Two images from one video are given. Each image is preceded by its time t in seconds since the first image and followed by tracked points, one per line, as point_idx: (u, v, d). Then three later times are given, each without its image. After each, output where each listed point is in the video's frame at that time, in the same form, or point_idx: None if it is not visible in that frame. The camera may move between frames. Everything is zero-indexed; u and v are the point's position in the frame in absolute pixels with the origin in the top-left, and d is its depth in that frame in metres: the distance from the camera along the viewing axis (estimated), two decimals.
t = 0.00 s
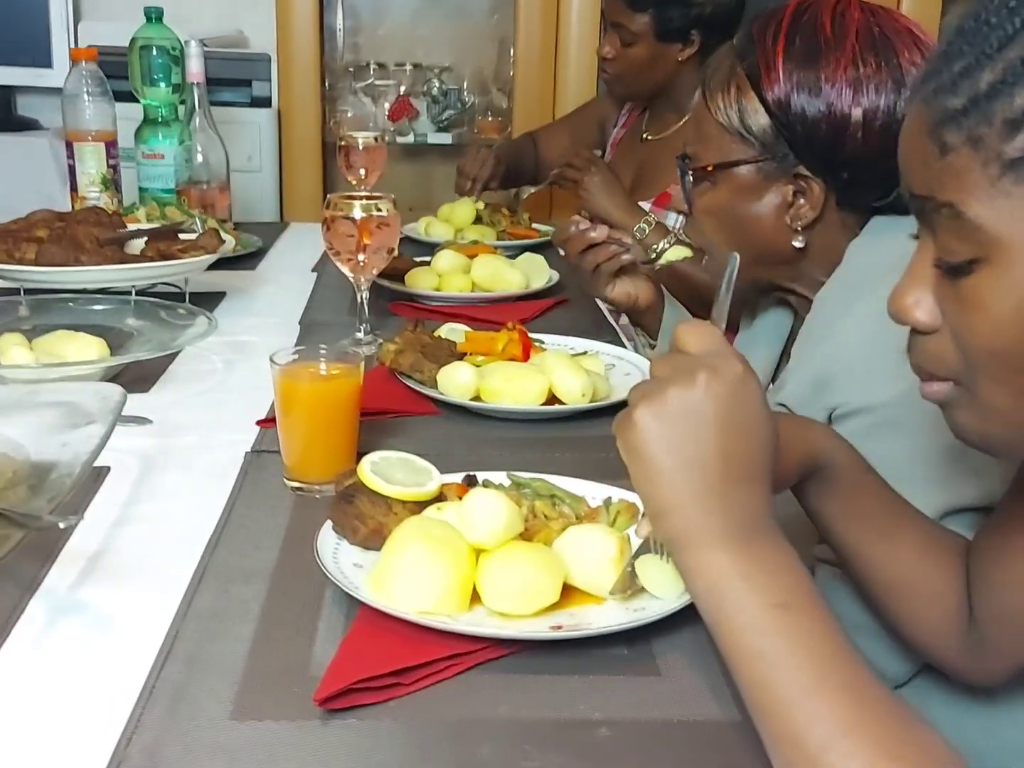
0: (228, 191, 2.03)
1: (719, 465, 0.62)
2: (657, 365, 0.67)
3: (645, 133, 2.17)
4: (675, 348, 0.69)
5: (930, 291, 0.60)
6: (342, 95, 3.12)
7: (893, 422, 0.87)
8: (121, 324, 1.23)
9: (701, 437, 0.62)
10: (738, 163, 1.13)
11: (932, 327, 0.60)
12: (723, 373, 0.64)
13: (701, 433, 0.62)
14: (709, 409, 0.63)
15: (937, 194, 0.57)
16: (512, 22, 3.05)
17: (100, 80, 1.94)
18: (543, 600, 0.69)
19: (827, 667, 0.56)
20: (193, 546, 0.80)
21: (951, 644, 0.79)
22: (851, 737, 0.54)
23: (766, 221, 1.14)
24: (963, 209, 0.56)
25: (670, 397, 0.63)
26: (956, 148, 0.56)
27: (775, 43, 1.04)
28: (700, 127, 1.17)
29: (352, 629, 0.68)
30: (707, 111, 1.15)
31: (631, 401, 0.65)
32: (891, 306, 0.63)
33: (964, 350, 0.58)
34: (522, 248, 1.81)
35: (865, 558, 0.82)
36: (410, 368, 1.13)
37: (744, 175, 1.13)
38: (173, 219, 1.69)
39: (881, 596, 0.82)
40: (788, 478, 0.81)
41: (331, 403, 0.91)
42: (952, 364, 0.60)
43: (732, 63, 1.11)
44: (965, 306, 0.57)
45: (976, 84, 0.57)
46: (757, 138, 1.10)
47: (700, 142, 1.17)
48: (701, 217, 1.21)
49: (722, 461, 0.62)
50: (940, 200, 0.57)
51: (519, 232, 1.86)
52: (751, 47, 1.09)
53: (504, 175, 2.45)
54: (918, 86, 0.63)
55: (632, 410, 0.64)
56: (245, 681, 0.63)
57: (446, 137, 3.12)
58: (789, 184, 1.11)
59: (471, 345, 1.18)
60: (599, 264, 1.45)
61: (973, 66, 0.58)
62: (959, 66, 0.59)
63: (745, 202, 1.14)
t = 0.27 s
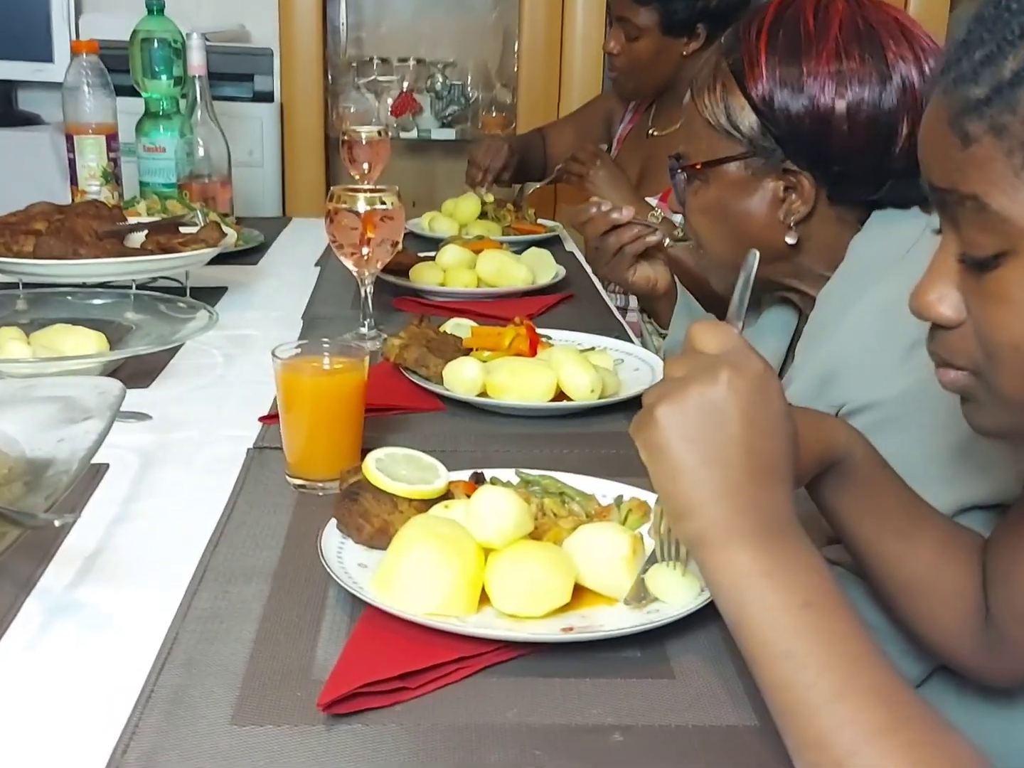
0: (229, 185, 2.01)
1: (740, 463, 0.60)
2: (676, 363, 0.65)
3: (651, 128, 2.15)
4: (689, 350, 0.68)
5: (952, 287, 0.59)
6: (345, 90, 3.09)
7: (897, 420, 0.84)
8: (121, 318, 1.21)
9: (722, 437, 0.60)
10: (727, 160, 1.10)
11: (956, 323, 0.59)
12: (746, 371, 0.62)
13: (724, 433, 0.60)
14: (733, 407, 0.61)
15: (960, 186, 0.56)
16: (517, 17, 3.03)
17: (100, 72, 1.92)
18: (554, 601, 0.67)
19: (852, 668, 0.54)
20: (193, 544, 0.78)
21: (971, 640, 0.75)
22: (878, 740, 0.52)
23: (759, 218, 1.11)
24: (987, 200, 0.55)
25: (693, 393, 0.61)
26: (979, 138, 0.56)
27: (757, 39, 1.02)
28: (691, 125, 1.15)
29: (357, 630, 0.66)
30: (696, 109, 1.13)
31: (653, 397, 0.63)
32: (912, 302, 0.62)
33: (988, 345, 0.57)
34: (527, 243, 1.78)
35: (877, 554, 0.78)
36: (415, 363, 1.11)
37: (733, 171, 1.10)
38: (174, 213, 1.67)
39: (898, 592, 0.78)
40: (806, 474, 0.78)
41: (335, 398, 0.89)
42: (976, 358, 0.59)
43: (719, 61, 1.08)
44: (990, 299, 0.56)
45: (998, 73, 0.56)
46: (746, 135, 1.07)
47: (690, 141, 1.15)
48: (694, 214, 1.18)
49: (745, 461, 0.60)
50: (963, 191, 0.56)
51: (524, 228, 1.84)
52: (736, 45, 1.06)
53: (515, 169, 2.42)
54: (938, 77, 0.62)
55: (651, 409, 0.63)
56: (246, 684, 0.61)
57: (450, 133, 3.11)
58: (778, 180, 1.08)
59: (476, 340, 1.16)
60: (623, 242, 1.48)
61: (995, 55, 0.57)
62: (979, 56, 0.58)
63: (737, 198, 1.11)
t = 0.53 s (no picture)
0: (231, 178, 1.99)
1: (748, 466, 0.58)
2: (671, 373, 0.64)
3: (656, 121, 2.13)
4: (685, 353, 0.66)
5: (978, 278, 0.57)
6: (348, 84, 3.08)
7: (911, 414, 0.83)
8: (121, 310, 1.20)
9: (727, 441, 0.59)
10: (749, 157, 1.08)
11: (982, 314, 0.57)
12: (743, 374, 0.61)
13: (726, 437, 0.59)
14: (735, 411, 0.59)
15: (987, 172, 0.55)
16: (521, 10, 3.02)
17: (102, 64, 1.90)
18: (563, 599, 0.66)
19: (870, 670, 0.53)
20: (194, 539, 0.76)
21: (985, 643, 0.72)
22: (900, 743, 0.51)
23: (786, 211, 1.09)
24: (1013, 186, 0.53)
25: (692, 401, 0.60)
26: (1006, 122, 0.54)
27: (769, 30, 1.01)
28: (705, 126, 1.14)
29: (361, 628, 0.64)
30: (711, 109, 1.11)
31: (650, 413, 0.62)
32: (935, 291, 0.60)
33: (1014, 336, 0.56)
34: (532, 237, 1.77)
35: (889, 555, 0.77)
36: (419, 357, 1.09)
37: (755, 167, 1.08)
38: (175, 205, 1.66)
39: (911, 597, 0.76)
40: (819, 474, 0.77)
41: (339, 391, 0.87)
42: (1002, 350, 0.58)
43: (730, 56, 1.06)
44: (1016, 288, 0.54)
45: None
46: (766, 128, 1.05)
47: (706, 141, 1.14)
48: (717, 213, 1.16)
49: (749, 461, 0.58)
50: (990, 178, 0.54)
51: (529, 221, 1.82)
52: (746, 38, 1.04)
53: (506, 161, 2.41)
54: (962, 59, 0.60)
55: (654, 415, 0.61)
56: (248, 682, 0.60)
57: (454, 127, 3.08)
58: (804, 169, 1.06)
59: (482, 333, 1.14)
60: (599, 253, 1.41)
61: (1021, 37, 0.55)
62: (1005, 37, 0.56)
63: (762, 193, 1.09)
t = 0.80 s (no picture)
0: (235, 173, 1.99)
1: (685, 479, 0.51)
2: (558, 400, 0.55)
3: (660, 116, 2.12)
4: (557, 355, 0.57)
5: (994, 256, 0.56)
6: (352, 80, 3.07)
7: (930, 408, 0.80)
8: (123, 306, 1.19)
9: (648, 467, 0.51)
10: (796, 164, 0.98)
11: (995, 292, 0.56)
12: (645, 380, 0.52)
13: (646, 462, 0.51)
14: (646, 435, 0.51)
15: (1008, 149, 0.54)
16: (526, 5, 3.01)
17: (105, 59, 1.89)
18: (568, 598, 0.65)
19: (858, 674, 0.48)
20: (195, 536, 0.76)
21: (1004, 649, 0.69)
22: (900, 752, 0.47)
23: (839, 214, 0.99)
24: None
25: (593, 435, 0.52)
26: None
27: (809, 25, 0.92)
28: (737, 131, 1.02)
29: (364, 626, 0.63)
30: (746, 114, 1.00)
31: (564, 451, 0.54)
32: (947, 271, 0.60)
33: None
34: (537, 232, 1.76)
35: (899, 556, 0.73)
36: (423, 352, 1.09)
37: (805, 172, 0.98)
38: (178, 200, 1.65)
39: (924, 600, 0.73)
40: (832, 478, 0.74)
41: (343, 387, 0.86)
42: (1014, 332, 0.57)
43: (768, 55, 0.96)
44: None
45: None
46: (813, 129, 0.96)
47: (739, 149, 1.02)
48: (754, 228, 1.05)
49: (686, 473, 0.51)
50: (1011, 154, 0.54)
51: (534, 217, 1.81)
52: (781, 33, 0.95)
53: (503, 158, 2.41)
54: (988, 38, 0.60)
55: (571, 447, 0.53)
56: (250, 681, 0.59)
57: (458, 123, 3.03)
58: (856, 169, 0.97)
59: (487, 329, 1.13)
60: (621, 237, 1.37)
61: None
62: None
63: (811, 200, 0.99)
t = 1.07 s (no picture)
0: (233, 168, 1.98)
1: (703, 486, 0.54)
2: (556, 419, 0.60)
3: (658, 110, 2.12)
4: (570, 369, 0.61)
5: (961, 242, 0.56)
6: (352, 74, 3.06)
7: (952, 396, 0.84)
8: (120, 299, 1.19)
9: (645, 482, 0.56)
10: (840, 152, 1.02)
11: (961, 281, 0.56)
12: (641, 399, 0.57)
13: (638, 475, 0.56)
14: (638, 450, 0.55)
15: (979, 134, 0.53)
16: None
17: (103, 52, 1.89)
18: (560, 590, 0.65)
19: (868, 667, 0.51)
20: (190, 528, 0.76)
21: None
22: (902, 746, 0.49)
23: (877, 201, 1.04)
24: (1005, 149, 0.52)
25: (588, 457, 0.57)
26: (1003, 83, 0.53)
27: (862, 13, 0.97)
28: (779, 115, 1.05)
29: (356, 618, 0.63)
30: (791, 98, 1.03)
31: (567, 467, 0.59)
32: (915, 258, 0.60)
33: (997, 307, 0.55)
34: (535, 226, 1.75)
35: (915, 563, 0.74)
36: (420, 346, 1.08)
37: (850, 161, 1.02)
38: (176, 194, 1.65)
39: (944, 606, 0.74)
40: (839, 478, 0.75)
41: (339, 379, 0.86)
42: (983, 322, 0.57)
43: (816, 40, 1.00)
44: (1000, 254, 0.53)
45: None
46: (858, 116, 1.00)
47: (779, 134, 1.05)
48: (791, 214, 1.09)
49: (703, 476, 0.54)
50: (982, 140, 0.53)
51: (533, 211, 1.81)
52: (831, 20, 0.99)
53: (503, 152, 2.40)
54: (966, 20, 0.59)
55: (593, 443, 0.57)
56: (242, 672, 0.59)
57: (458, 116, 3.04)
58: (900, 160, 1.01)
59: (484, 322, 1.13)
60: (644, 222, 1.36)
61: None
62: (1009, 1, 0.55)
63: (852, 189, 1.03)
